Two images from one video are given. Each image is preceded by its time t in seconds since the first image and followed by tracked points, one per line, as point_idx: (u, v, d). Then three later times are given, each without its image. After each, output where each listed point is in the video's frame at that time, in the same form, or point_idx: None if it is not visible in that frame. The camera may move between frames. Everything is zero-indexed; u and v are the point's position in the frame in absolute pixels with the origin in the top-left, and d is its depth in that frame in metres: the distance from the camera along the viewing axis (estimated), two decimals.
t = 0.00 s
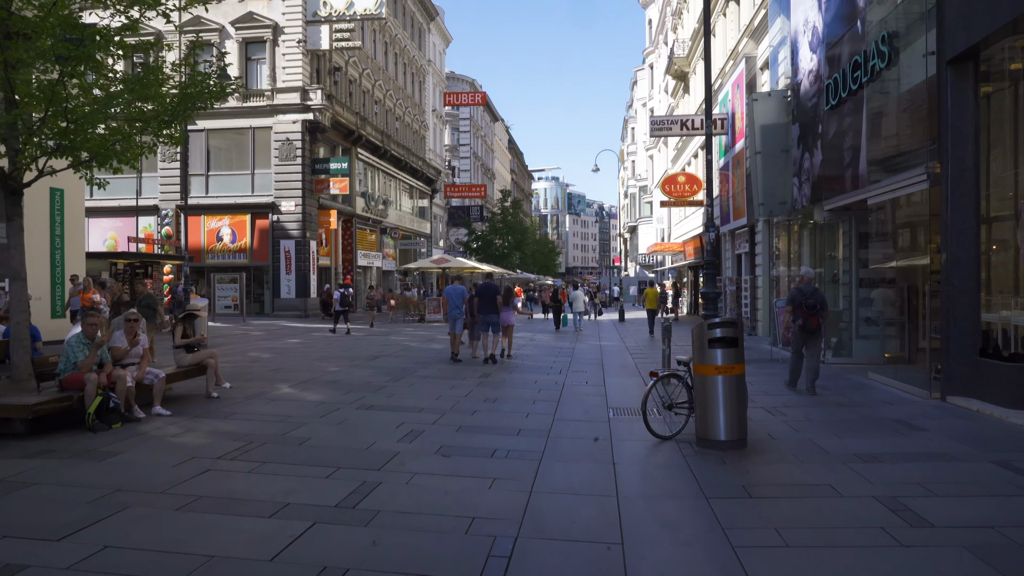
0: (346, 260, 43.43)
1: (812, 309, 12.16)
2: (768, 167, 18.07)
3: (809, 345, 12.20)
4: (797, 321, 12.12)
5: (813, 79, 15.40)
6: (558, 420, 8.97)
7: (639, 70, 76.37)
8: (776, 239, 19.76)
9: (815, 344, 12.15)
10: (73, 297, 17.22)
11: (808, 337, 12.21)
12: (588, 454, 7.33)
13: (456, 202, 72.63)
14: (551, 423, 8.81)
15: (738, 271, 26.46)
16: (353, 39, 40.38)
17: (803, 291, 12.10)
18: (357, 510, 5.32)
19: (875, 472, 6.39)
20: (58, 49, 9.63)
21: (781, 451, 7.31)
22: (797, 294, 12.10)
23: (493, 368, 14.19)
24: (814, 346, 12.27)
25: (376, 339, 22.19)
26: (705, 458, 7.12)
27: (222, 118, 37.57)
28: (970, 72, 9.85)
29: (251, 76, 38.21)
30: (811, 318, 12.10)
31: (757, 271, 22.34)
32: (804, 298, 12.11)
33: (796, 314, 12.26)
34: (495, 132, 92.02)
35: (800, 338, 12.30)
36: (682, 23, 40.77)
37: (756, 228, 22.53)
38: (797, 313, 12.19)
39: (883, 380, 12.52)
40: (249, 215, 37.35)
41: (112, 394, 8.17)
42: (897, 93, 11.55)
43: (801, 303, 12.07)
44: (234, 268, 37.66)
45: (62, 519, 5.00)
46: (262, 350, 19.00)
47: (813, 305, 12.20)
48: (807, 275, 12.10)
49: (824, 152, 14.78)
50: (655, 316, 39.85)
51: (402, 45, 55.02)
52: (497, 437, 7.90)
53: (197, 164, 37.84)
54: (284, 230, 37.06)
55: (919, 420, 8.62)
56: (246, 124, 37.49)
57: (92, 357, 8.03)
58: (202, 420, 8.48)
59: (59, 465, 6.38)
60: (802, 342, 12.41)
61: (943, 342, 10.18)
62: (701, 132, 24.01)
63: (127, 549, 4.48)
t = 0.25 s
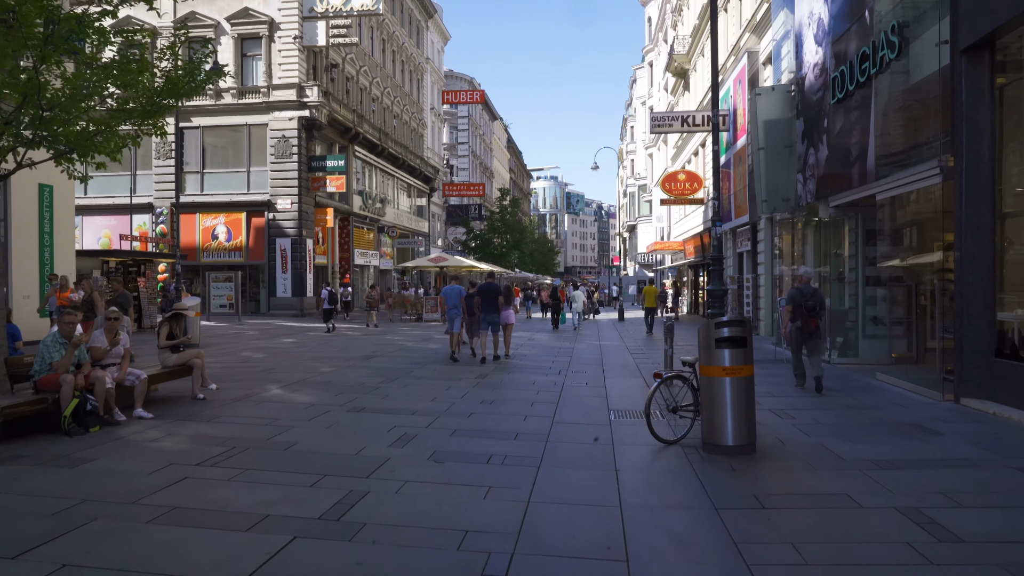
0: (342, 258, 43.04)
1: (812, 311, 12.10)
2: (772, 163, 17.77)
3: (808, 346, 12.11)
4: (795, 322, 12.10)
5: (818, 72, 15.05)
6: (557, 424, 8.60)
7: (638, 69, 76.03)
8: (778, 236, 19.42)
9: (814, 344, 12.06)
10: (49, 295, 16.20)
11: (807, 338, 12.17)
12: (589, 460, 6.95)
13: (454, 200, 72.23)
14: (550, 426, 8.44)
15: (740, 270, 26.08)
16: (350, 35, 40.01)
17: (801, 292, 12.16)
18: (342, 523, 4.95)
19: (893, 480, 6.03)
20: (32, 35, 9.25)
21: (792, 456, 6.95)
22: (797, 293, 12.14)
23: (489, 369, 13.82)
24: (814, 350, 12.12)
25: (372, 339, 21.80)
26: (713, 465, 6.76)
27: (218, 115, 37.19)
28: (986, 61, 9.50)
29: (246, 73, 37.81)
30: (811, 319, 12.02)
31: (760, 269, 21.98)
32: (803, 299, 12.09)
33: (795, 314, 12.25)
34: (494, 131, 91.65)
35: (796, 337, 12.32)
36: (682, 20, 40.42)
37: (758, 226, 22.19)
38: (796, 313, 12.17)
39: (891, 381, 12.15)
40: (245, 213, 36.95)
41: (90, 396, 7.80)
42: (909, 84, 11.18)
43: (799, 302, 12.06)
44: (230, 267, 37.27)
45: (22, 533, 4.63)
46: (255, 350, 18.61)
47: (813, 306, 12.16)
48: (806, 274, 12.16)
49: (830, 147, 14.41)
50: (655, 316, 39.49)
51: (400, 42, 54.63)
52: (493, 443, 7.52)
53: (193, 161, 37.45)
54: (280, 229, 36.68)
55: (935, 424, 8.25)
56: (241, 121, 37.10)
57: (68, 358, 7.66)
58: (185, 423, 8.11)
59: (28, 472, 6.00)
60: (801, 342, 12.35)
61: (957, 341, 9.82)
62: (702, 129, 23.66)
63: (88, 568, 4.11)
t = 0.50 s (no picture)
0: (343, 259, 42.76)
1: (818, 310, 12.12)
2: (778, 162, 17.41)
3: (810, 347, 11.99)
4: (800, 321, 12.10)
5: (827, 68, 14.69)
6: (559, 432, 8.26)
7: (641, 68, 75.70)
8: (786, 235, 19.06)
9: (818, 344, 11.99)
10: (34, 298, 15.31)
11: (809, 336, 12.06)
12: (594, 472, 6.62)
13: (455, 200, 71.91)
14: (552, 434, 8.11)
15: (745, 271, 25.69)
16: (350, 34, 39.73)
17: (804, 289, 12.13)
18: (330, 544, 4.63)
19: (917, 495, 5.69)
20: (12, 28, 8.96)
21: (807, 467, 6.61)
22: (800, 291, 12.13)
23: (490, 372, 13.49)
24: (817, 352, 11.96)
25: (371, 341, 21.48)
26: (724, 477, 6.42)
27: (217, 115, 36.92)
28: (1005, 54, 9.15)
29: (246, 72, 37.53)
30: (816, 317, 12.08)
31: (765, 269, 21.63)
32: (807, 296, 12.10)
33: (798, 312, 12.18)
34: (495, 131, 91.32)
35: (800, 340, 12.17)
36: (685, 18, 40.10)
37: (763, 225, 21.85)
38: (800, 312, 12.15)
39: (903, 384, 11.81)
40: (244, 213, 36.68)
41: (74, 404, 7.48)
42: (922, 80, 10.85)
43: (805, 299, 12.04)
44: (229, 267, 37.00)
45: None
46: (252, 353, 18.28)
47: (818, 305, 12.19)
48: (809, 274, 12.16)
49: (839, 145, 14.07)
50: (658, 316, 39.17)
51: (401, 41, 54.34)
52: (492, 452, 7.19)
53: (192, 161, 37.19)
54: (280, 229, 36.39)
55: (954, 432, 7.91)
56: (241, 121, 36.81)
57: (50, 363, 7.35)
58: (172, 432, 7.78)
59: (1, 487, 5.68)
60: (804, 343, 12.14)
61: (975, 345, 9.49)
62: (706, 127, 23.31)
63: None
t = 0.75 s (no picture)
0: (346, 258, 42.53)
1: (825, 312, 11.79)
2: (786, 159, 17.06)
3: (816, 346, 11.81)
4: (808, 322, 11.89)
5: (838, 62, 14.36)
6: (565, 436, 7.94)
7: (645, 67, 75.32)
8: (795, 233, 18.72)
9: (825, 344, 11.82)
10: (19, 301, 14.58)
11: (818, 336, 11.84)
12: (602, 479, 6.30)
13: (459, 200, 71.58)
14: (558, 439, 7.79)
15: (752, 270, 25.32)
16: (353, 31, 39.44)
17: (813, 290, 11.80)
18: (322, 560, 4.33)
19: (946, 506, 5.37)
20: None
21: (826, 475, 6.29)
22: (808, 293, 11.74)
23: (494, 373, 13.17)
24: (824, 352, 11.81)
25: (373, 341, 21.18)
26: (739, 486, 6.10)
27: (219, 113, 36.66)
28: None
29: (248, 70, 37.26)
30: (824, 319, 11.75)
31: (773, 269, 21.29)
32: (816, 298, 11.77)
33: (805, 313, 11.89)
34: (499, 130, 91.01)
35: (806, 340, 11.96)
36: (691, 15, 39.74)
37: (771, 224, 21.50)
38: (808, 313, 11.88)
39: (919, 386, 11.47)
40: (246, 212, 36.46)
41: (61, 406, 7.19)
42: (940, 72, 10.50)
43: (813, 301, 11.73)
44: (231, 266, 36.76)
45: None
46: (252, 352, 17.99)
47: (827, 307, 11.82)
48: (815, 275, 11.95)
49: (851, 140, 13.72)
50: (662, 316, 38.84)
51: (404, 39, 54.05)
52: (496, 458, 6.88)
53: (193, 160, 36.96)
54: (282, 228, 36.13)
55: (978, 438, 7.57)
56: (242, 119, 36.54)
57: (36, 364, 7.07)
58: (163, 435, 7.49)
59: None
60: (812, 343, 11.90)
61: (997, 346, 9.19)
62: (713, 124, 22.95)
63: None
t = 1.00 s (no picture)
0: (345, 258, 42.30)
1: (831, 312, 11.75)
2: (793, 158, 16.75)
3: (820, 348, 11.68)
4: (813, 323, 11.80)
5: (847, 59, 14.07)
6: (568, 445, 7.64)
7: (646, 67, 75.02)
8: (801, 233, 18.41)
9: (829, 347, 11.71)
10: None
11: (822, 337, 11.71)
12: (609, 492, 6.01)
13: (459, 200, 71.28)
14: (560, 448, 7.50)
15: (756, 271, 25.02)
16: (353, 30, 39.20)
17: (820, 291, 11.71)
18: None
19: (974, 523, 5.08)
20: None
21: (844, 488, 6.00)
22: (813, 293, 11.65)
23: (494, 377, 12.88)
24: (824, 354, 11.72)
25: (371, 343, 20.87)
26: (754, 500, 5.80)
27: (217, 112, 36.39)
28: None
29: (247, 69, 36.98)
30: (830, 320, 11.73)
31: (778, 269, 21.03)
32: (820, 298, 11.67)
33: (811, 314, 11.83)
34: (499, 130, 90.69)
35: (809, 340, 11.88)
36: (692, 14, 39.50)
37: (776, 224, 21.22)
38: (813, 314, 11.84)
39: (931, 391, 11.18)
40: (245, 212, 36.19)
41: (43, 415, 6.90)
42: (955, 68, 10.21)
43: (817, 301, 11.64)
44: (229, 267, 36.49)
45: None
46: (249, 355, 17.70)
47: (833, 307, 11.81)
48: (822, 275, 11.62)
49: (860, 138, 13.42)
50: (664, 317, 38.55)
51: (405, 39, 53.78)
52: (498, 469, 6.59)
53: (192, 159, 36.69)
54: (281, 228, 35.86)
55: (998, 447, 7.29)
56: (241, 118, 36.27)
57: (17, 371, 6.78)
58: (151, 444, 7.19)
59: None
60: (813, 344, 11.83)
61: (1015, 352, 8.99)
62: (717, 124, 22.67)
63: None
